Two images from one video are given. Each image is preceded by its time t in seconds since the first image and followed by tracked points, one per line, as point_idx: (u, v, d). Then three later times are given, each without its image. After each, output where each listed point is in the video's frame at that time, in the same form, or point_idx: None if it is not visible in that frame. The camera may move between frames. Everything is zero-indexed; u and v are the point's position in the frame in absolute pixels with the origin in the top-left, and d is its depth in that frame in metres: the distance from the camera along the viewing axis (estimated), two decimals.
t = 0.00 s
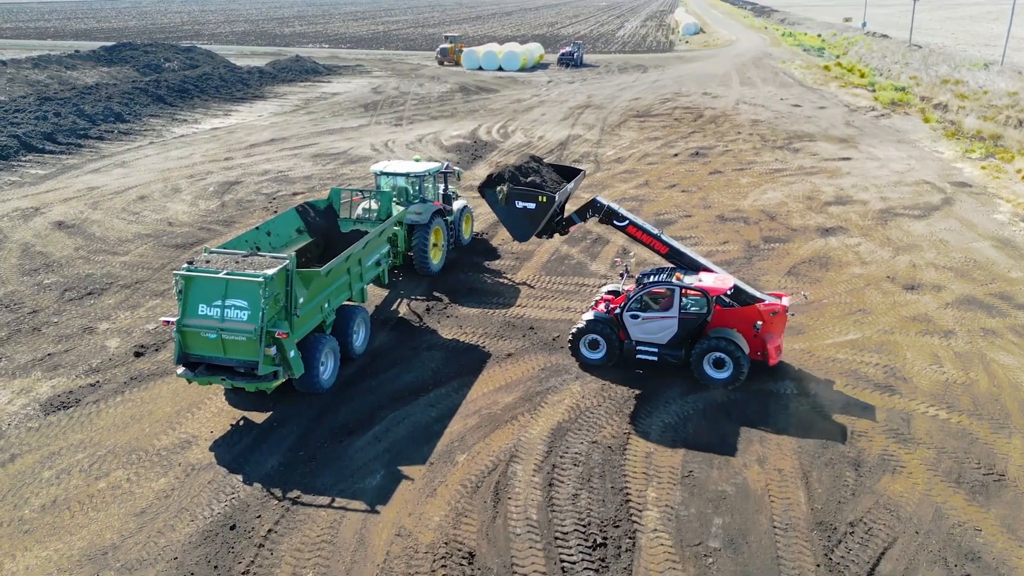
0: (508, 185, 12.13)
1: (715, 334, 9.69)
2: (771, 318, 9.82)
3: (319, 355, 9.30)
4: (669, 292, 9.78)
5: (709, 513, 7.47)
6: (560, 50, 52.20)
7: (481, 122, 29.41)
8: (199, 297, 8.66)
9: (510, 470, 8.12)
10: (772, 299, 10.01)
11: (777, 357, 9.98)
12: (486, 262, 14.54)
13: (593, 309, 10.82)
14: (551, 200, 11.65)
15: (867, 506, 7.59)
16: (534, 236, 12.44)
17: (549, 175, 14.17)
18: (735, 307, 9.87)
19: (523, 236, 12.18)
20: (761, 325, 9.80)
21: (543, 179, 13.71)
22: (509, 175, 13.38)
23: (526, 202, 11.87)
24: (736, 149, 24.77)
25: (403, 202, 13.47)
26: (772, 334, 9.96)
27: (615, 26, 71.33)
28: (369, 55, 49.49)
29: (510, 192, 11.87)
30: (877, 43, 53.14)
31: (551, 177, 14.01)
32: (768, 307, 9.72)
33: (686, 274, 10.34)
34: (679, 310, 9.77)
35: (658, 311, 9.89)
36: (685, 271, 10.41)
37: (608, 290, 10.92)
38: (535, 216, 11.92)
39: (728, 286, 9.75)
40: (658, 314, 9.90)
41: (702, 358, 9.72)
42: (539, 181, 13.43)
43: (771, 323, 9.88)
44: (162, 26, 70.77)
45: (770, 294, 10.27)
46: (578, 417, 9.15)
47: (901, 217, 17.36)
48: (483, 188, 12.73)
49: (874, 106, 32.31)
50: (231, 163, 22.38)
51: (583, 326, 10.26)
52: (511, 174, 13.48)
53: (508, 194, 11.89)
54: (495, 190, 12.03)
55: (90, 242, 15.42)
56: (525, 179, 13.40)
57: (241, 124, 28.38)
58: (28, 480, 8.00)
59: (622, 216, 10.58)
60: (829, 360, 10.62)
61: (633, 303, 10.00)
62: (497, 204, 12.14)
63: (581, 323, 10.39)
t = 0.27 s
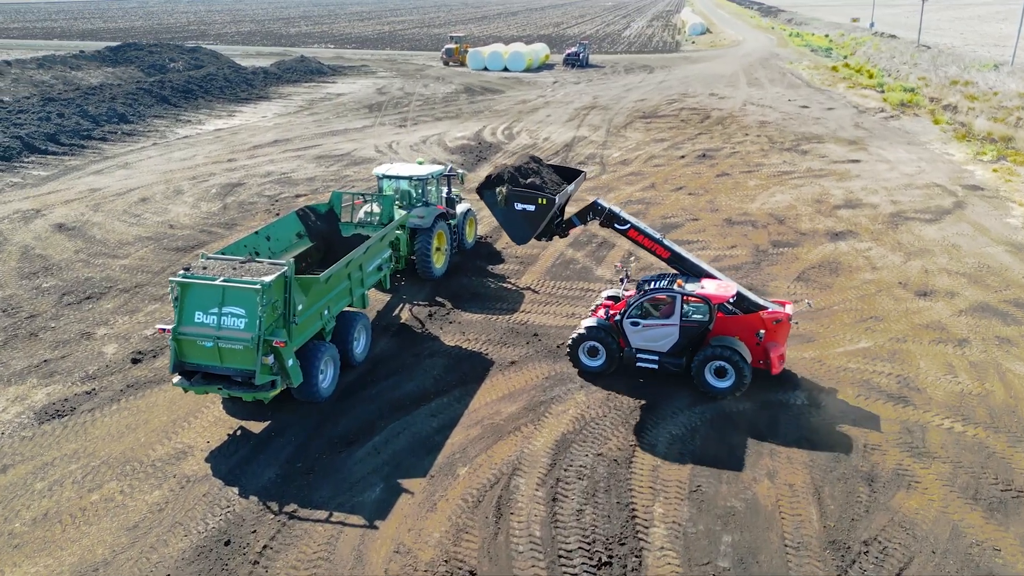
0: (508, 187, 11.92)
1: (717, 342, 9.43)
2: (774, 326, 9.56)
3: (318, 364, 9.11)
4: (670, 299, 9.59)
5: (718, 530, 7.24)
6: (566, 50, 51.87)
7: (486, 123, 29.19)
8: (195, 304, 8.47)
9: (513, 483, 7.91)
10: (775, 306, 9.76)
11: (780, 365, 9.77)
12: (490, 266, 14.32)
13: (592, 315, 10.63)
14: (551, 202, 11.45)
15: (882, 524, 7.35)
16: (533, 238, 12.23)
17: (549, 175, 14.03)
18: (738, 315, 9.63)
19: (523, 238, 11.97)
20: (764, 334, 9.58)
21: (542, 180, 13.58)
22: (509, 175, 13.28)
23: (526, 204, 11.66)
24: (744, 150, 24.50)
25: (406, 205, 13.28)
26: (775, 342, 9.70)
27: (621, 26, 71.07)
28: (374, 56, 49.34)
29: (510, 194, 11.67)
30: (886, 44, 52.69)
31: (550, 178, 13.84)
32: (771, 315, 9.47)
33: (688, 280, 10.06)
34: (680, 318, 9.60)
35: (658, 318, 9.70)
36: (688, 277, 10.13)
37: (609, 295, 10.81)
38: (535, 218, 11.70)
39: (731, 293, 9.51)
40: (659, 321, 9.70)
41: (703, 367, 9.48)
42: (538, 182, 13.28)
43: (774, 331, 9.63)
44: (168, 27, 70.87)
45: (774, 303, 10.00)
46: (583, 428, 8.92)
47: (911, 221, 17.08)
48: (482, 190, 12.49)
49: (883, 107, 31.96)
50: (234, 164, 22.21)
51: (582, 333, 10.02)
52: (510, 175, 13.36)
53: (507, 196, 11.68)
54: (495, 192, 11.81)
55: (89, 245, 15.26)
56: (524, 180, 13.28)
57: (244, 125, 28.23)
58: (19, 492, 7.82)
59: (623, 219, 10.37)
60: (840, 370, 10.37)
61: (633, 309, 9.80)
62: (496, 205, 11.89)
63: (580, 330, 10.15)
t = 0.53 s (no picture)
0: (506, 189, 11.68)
1: (718, 350, 9.26)
2: (776, 334, 9.41)
3: (317, 373, 8.92)
4: (671, 306, 9.38)
5: (727, 549, 7.00)
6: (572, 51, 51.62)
7: (491, 124, 28.97)
8: (191, 312, 8.27)
9: (516, 498, 7.69)
10: (778, 314, 9.59)
11: (782, 374, 9.59)
12: (494, 270, 14.11)
13: (590, 322, 10.47)
14: (550, 205, 11.23)
15: (897, 543, 7.11)
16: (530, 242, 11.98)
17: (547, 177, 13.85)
18: (740, 323, 9.48)
19: (520, 242, 11.72)
20: (766, 341, 9.44)
21: (540, 181, 13.39)
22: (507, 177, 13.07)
23: (524, 207, 11.42)
24: (752, 152, 24.22)
25: (408, 209, 13.04)
26: (777, 350, 9.53)
27: (628, 27, 70.76)
28: (380, 56, 49.18)
29: (508, 196, 11.44)
30: (894, 44, 52.22)
31: (548, 180, 13.55)
32: (774, 323, 9.31)
33: (689, 287, 9.84)
34: (681, 325, 9.39)
35: (658, 326, 9.50)
36: (689, 283, 9.91)
37: (608, 301, 10.62)
38: (533, 222, 11.46)
39: (733, 301, 9.18)
40: (659, 329, 9.49)
41: (703, 375, 9.30)
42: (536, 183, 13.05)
43: (776, 339, 9.49)
44: (174, 27, 70.94)
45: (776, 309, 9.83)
46: (587, 440, 8.70)
47: (923, 225, 16.79)
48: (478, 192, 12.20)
49: (892, 109, 31.60)
50: (237, 166, 22.07)
51: (580, 339, 9.83)
52: (507, 177, 13.03)
53: (505, 199, 11.46)
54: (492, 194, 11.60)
55: (89, 248, 15.10)
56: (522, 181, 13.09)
57: (248, 126, 28.09)
58: (10, 504, 7.65)
59: (623, 223, 10.08)
60: (852, 379, 10.11)
61: (633, 317, 9.59)
62: (493, 207, 11.67)
63: (578, 336, 9.97)
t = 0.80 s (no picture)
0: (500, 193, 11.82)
1: (717, 357, 9.04)
2: (776, 341, 9.14)
3: (315, 382, 8.71)
4: (670, 313, 9.12)
5: (737, 568, 6.78)
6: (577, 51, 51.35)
7: (496, 125, 28.75)
8: (187, 320, 8.08)
9: (519, 513, 7.48)
10: (778, 320, 9.34)
11: (782, 381, 9.31)
12: (497, 275, 13.90)
13: (588, 329, 10.28)
14: (545, 208, 11.35)
15: (913, 563, 6.87)
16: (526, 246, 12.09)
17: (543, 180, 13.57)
18: (740, 329, 9.25)
19: (515, 246, 11.86)
20: (766, 348, 9.17)
21: (536, 185, 13.07)
22: (502, 182, 12.73)
23: (519, 211, 11.53)
24: (759, 154, 23.94)
25: (410, 212, 12.84)
26: (778, 357, 9.27)
27: (634, 27, 70.44)
28: (384, 56, 49.00)
29: (503, 200, 11.54)
30: (903, 45, 51.77)
31: (546, 183, 13.37)
32: (774, 329, 9.06)
33: (688, 292, 9.72)
34: (680, 332, 9.15)
35: (657, 333, 9.25)
36: (687, 289, 9.79)
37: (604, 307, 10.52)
38: (529, 226, 11.58)
39: (732, 307, 9.18)
40: (657, 336, 9.25)
41: (703, 383, 9.06)
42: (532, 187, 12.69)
43: (777, 346, 9.21)
44: (180, 27, 70.97)
45: (776, 316, 9.58)
46: (593, 452, 8.47)
47: (935, 229, 16.51)
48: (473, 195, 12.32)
49: (902, 110, 31.26)
50: (240, 167, 21.92)
51: (577, 347, 9.61)
52: (502, 180, 12.89)
53: (500, 202, 11.56)
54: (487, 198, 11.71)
55: (89, 251, 14.95)
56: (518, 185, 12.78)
57: (252, 127, 27.97)
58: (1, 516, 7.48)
59: (621, 227, 10.00)
60: (864, 390, 9.86)
61: (630, 323, 9.34)
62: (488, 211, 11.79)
63: (574, 343, 9.73)
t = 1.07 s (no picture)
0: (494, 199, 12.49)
1: (714, 365, 8.82)
2: (775, 347, 8.96)
3: (313, 391, 8.52)
4: (665, 319, 8.92)
5: None
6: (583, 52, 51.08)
7: (501, 126, 28.54)
8: (183, 328, 7.90)
9: (522, 529, 7.27)
10: (776, 326, 9.15)
11: (781, 389, 9.14)
12: (501, 279, 13.70)
13: (583, 335, 10.06)
14: (537, 213, 11.99)
15: None
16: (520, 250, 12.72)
17: (535, 185, 13.73)
18: (736, 336, 9.05)
19: (510, 250, 12.51)
20: (765, 355, 8.98)
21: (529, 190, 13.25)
22: (495, 186, 12.78)
23: (513, 216, 12.20)
24: (767, 156, 23.66)
25: (413, 217, 12.73)
26: (777, 364, 9.06)
27: (640, 27, 70.07)
28: (390, 56, 48.84)
29: (496, 206, 12.24)
30: (912, 45, 51.30)
31: (538, 187, 13.60)
32: (772, 335, 8.86)
33: (684, 297, 9.46)
34: (676, 339, 8.95)
35: (653, 339, 9.05)
36: (683, 293, 9.58)
37: (600, 313, 10.24)
38: (522, 230, 12.23)
39: (729, 313, 8.82)
40: (653, 342, 9.05)
41: (700, 391, 8.88)
42: (525, 192, 12.98)
43: (775, 353, 9.03)
44: (186, 27, 71.01)
45: (775, 322, 9.42)
46: (598, 465, 8.26)
47: (947, 234, 16.22)
48: (467, 200, 12.97)
49: (911, 111, 30.91)
50: (243, 169, 21.78)
51: (572, 354, 9.39)
52: (494, 184, 12.97)
53: (494, 208, 12.25)
54: (480, 203, 12.41)
55: (90, 254, 14.81)
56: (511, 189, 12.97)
57: (256, 128, 27.84)
58: None
59: (615, 232, 9.93)
60: (877, 400, 9.61)
61: (625, 330, 9.15)
62: (482, 216, 12.48)
63: (569, 350, 9.53)
